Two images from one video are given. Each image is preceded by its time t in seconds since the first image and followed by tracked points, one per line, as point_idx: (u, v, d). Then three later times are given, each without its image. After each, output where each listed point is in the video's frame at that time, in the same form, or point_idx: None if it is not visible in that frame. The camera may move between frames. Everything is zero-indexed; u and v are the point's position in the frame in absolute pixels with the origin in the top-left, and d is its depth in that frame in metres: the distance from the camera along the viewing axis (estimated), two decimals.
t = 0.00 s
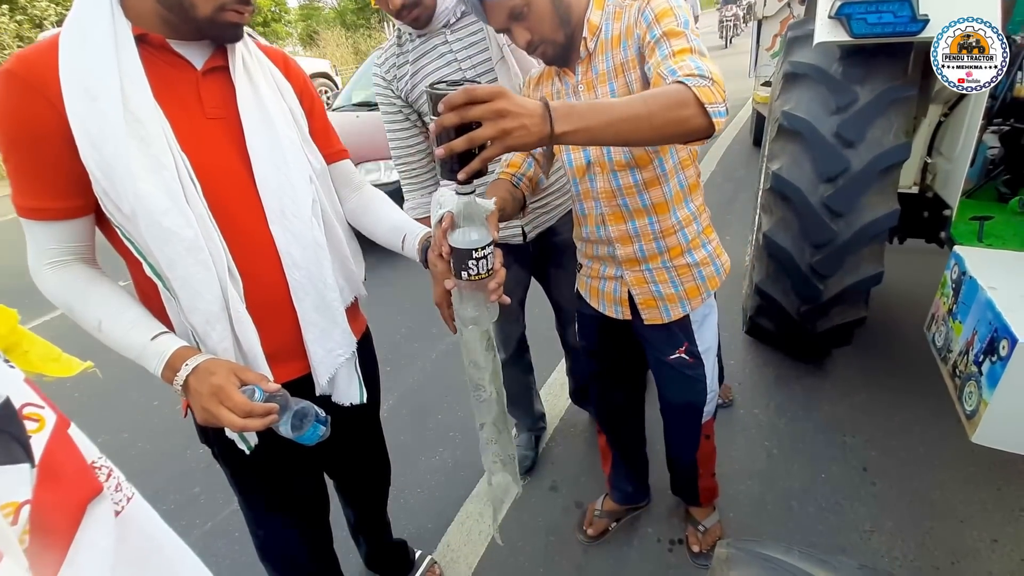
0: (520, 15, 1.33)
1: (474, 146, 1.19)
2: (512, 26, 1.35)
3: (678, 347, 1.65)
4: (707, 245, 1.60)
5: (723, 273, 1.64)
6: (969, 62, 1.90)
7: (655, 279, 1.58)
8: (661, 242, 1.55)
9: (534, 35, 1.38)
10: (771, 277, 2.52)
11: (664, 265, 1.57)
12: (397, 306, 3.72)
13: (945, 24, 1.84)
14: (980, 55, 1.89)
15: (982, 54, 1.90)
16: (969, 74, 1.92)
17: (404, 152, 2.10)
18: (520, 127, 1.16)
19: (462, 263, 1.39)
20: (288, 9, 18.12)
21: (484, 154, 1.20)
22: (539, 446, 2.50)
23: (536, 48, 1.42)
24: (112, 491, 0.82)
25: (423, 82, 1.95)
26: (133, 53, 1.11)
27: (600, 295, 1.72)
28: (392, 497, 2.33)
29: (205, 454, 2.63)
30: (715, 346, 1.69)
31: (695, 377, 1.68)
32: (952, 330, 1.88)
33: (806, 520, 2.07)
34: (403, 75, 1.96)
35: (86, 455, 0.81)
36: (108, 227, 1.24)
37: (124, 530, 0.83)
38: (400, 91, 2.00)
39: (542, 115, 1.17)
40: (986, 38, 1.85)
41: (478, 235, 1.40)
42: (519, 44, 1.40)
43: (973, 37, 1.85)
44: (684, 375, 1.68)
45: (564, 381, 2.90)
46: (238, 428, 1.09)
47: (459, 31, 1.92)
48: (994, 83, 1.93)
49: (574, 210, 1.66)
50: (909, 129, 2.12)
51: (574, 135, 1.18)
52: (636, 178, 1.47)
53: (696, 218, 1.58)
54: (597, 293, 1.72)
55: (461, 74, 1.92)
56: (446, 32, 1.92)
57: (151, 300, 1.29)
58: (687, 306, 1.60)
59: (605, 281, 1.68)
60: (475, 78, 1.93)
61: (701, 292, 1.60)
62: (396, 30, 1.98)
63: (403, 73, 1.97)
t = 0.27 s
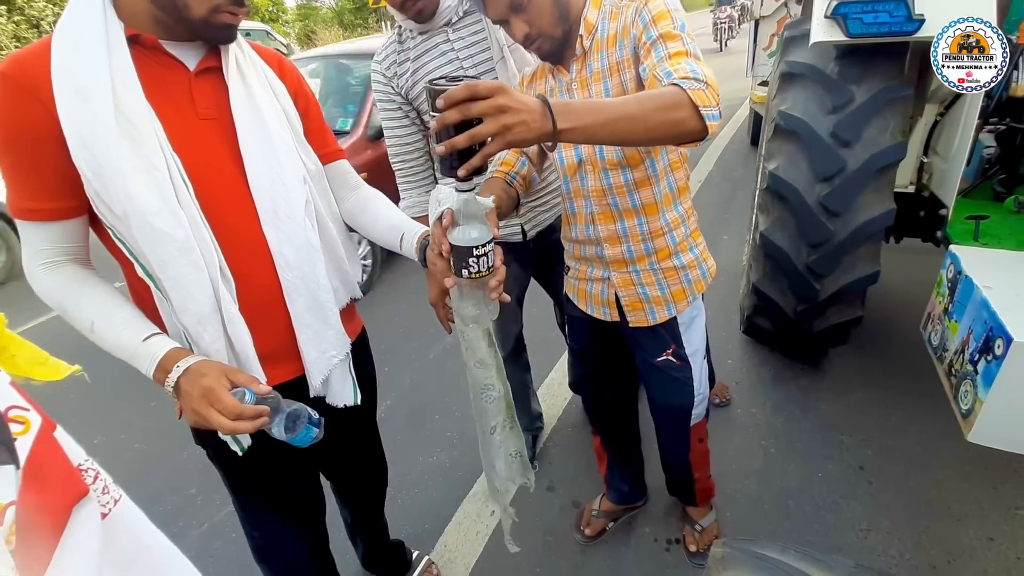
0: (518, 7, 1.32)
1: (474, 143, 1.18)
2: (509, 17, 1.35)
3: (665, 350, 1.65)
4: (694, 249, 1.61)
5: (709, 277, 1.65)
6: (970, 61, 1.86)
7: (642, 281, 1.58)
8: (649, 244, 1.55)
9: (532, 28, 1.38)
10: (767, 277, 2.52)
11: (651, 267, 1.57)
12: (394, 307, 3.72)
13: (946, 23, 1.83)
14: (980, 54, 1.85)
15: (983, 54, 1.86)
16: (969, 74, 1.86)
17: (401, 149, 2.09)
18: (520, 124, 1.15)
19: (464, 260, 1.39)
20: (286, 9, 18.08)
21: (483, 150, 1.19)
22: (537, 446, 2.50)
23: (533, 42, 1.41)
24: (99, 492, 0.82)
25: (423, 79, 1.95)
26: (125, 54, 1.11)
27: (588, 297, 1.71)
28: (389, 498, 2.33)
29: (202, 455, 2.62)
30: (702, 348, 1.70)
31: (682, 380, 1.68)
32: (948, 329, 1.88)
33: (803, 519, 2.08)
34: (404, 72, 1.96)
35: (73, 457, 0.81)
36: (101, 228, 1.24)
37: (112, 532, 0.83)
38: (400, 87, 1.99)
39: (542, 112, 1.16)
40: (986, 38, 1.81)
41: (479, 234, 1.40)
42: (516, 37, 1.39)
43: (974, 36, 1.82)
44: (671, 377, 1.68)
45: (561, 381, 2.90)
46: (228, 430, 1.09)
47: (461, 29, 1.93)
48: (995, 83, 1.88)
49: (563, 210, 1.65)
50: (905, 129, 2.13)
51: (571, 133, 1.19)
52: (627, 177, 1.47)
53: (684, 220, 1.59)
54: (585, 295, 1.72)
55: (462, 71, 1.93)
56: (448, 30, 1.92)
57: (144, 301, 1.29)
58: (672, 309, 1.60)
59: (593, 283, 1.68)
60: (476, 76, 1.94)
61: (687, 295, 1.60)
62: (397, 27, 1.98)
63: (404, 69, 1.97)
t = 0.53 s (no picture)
0: None
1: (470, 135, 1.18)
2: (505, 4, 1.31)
3: (651, 351, 1.65)
4: (679, 251, 1.62)
5: (693, 280, 1.66)
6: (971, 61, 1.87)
7: (628, 283, 1.58)
8: (635, 244, 1.55)
9: (530, 16, 1.34)
10: (763, 276, 2.53)
11: (637, 268, 1.57)
12: (391, 307, 3.71)
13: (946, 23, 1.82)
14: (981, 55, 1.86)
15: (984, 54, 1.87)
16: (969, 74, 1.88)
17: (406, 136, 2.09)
18: (515, 118, 1.15)
19: (461, 255, 1.39)
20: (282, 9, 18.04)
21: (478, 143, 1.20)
22: (533, 445, 2.50)
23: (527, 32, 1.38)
24: (81, 495, 0.82)
25: (432, 67, 1.94)
26: (114, 52, 1.10)
27: (575, 299, 1.71)
28: (385, 498, 2.33)
29: (197, 457, 2.62)
30: (689, 351, 1.69)
31: (668, 381, 1.68)
32: (942, 327, 1.89)
33: (799, 517, 2.08)
34: (414, 57, 1.96)
35: (55, 459, 0.81)
36: (89, 227, 1.24)
37: (94, 534, 0.83)
38: (408, 72, 1.99)
39: (537, 107, 1.16)
40: (986, 38, 1.83)
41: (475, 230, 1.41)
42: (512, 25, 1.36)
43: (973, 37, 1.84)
44: (657, 378, 1.68)
45: (558, 381, 2.90)
46: (213, 432, 1.09)
47: (477, 20, 1.93)
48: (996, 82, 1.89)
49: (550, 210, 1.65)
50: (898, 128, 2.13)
51: (565, 129, 1.19)
52: (615, 176, 1.47)
53: (670, 222, 1.60)
54: (572, 297, 1.72)
55: (473, 62, 1.92)
56: (464, 20, 1.92)
57: (133, 301, 1.28)
58: (657, 311, 1.60)
59: (579, 284, 1.68)
60: (485, 68, 1.93)
61: (671, 298, 1.60)
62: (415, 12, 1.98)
63: (414, 55, 1.96)
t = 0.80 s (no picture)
0: None
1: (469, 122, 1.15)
2: None
3: (638, 351, 1.65)
4: (664, 251, 1.63)
5: (678, 280, 1.67)
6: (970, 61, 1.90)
7: (613, 281, 1.58)
8: (621, 243, 1.56)
9: (522, 6, 1.33)
10: (755, 274, 2.54)
11: (623, 267, 1.58)
12: (385, 307, 3.71)
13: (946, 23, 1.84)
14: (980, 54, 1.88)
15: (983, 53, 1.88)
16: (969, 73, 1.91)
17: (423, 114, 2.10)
18: (515, 106, 1.14)
19: (457, 254, 1.38)
20: (275, 9, 17.96)
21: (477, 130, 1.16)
22: (527, 445, 2.50)
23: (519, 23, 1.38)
24: (56, 496, 0.82)
25: (459, 47, 1.97)
26: (99, 50, 1.09)
27: (561, 299, 1.71)
28: (379, 499, 2.32)
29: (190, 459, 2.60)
30: (675, 350, 1.69)
31: (654, 381, 1.68)
32: (931, 324, 1.90)
33: (791, 514, 2.09)
34: (441, 36, 1.98)
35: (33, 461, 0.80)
36: (75, 227, 1.23)
37: (72, 536, 0.82)
38: (432, 50, 2.01)
39: (536, 96, 1.16)
40: (986, 38, 1.85)
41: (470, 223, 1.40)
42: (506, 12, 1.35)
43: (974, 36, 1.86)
44: (644, 378, 1.69)
45: (552, 380, 2.90)
46: (198, 433, 1.08)
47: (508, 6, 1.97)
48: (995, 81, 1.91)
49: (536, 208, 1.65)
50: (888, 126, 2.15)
51: (562, 120, 1.18)
52: (603, 174, 1.48)
53: (656, 222, 1.61)
54: (558, 297, 1.72)
55: (499, 47, 1.96)
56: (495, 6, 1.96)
57: (120, 301, 1.27)
58: (642, 310, 1.60)
59: (565, 284, 1.68)
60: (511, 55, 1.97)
61: (657, 297, 1.61)
62: None
63: (440, 34, 1.99)
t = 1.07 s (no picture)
0: None
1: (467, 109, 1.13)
2: None
3: (626, 350, 1.66)
4: (652, 250, 1.64)
5: (665, 278, 1.68)
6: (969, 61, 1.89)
7: (601, 279, 1.59)
8: (609, 241, 1.57)
9: (514, 4, 1.33)
10: (745, 273, 2.56)
11: (610, 265, 1.59)
12: (378, 307, 3.70)
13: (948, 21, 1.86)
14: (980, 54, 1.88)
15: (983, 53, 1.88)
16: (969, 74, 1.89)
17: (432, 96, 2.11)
18: (511, 94, 1.14)
19: (452, 251, 1.39)
20: (266, 8, 17.86)
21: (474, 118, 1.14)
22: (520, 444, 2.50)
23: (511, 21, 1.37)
24: (41, 495, 0.81)
25: (471, 35, 1.99)
26: (84, 48, 1.09)
27: (549, 298, 1.72)
28: (371, 500, 2.32)
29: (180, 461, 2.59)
30: (663, 349, 1.70)
31: (642, 379, 1.69)
32: (918, 322, 1.92)
33: (782, 511, 2.11)
34: (455, 21, 2.00)
35: (15, 461, 0.80)
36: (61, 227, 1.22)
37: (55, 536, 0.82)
38: (445, 34, 2.03)
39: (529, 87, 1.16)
40: (986, 38, 1.85)
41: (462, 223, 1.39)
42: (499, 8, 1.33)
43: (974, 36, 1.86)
44: (632, 377, 1.69)
45: (544, 379, 2.91)
46: (182, 434, 1.08)
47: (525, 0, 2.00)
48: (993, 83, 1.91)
49: (524, 207, 1.65)
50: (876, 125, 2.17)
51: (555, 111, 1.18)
52: (591, 172, 1.49)
53: (644, 220, 1.62)
54: (547, 296, 1.72)
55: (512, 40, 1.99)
56: None
57: (106, 301, 1.27)
58: (630, 308, 1.61)
59: (553, 282, 1.68)
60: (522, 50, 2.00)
61: (643, 295, 1.62)
62: None
63: (455, 19, 2.00)
